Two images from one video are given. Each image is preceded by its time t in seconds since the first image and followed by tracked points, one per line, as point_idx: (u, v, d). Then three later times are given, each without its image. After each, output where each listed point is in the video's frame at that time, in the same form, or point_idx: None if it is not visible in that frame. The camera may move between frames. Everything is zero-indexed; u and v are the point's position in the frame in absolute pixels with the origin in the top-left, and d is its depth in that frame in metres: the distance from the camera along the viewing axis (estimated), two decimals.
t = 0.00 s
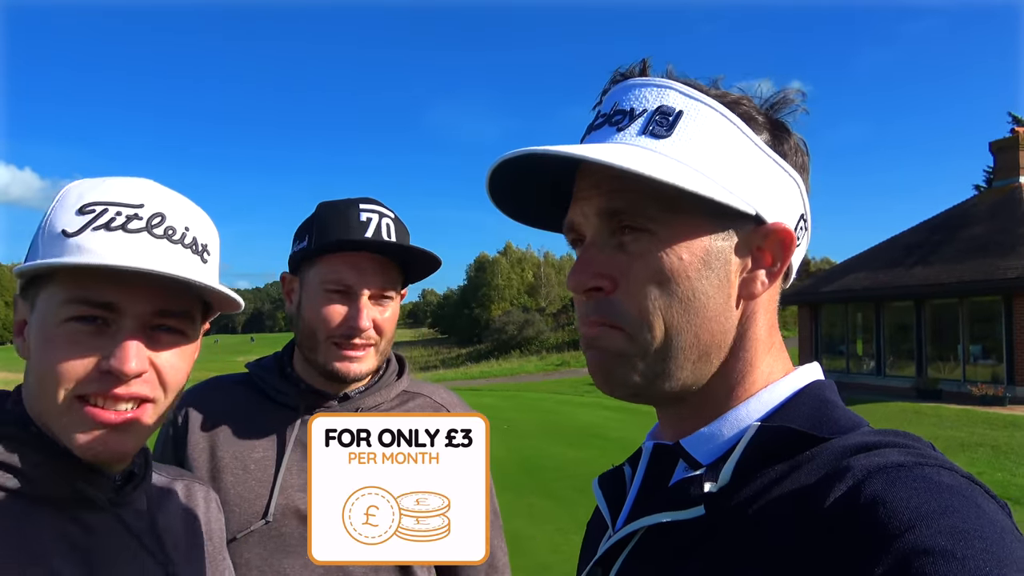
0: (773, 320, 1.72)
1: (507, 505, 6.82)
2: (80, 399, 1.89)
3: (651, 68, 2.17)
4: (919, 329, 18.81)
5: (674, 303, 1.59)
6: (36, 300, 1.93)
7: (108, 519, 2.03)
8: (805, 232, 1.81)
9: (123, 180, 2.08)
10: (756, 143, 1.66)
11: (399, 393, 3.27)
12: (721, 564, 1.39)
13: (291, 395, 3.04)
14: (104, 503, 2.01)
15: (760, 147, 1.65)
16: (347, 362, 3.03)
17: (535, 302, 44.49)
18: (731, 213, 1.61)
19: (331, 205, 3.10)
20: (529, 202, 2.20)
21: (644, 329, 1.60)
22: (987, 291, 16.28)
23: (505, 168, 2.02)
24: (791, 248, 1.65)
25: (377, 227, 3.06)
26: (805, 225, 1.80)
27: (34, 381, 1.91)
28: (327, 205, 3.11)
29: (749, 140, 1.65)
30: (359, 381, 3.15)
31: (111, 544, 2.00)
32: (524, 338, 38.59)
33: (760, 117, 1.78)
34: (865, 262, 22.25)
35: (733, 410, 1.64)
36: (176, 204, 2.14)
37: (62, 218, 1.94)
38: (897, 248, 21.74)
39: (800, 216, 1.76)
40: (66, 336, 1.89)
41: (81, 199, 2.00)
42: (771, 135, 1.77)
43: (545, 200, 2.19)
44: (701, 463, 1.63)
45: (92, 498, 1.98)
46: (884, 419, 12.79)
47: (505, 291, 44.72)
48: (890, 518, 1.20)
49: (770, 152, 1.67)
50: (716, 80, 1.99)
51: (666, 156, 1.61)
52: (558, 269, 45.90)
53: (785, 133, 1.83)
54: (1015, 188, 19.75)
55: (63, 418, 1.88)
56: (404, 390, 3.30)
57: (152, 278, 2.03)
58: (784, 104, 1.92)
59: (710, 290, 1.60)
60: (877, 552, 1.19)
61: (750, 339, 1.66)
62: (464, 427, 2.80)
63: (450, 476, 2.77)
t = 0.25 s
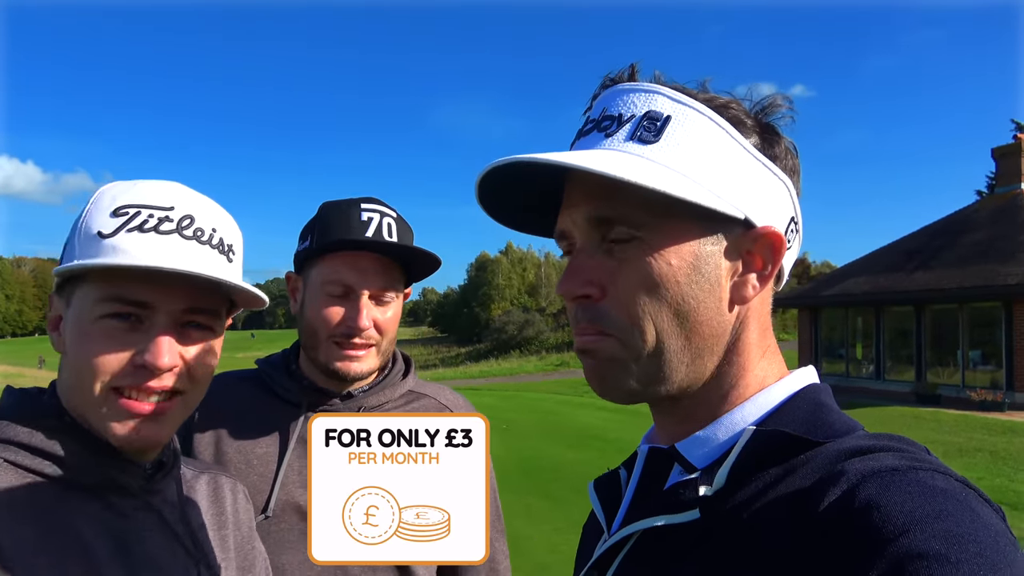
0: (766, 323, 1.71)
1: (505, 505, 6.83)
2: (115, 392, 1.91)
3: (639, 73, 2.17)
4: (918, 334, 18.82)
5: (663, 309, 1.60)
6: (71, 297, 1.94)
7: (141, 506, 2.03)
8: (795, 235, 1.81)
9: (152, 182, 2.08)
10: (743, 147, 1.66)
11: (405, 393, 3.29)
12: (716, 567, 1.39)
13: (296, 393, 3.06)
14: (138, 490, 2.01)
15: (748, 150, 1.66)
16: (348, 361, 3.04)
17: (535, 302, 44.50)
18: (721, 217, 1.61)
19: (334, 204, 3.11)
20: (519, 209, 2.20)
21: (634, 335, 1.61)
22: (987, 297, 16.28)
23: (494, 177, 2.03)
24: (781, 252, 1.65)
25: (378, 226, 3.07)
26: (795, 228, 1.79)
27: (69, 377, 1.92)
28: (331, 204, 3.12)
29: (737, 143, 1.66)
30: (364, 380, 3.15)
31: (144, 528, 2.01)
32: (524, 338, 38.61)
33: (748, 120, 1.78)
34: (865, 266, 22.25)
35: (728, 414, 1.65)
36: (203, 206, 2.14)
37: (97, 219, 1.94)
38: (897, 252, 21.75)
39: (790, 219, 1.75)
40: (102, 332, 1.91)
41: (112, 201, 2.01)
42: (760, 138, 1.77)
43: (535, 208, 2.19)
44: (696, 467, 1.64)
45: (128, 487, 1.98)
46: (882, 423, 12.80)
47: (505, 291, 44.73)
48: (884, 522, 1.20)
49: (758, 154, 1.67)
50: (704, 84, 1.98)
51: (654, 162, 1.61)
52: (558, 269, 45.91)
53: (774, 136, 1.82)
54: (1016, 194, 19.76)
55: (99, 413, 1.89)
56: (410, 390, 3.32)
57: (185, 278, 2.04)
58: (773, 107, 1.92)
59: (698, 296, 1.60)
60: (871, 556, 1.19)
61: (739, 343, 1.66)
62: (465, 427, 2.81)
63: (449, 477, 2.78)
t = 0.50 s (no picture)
0: (765, 325, 1.70)
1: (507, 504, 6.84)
2: (140, 388, 1.91)
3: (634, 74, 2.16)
4: (918, 336, 18.82)
5: (662, 316, 1.59)
6: (89, 297, 1.93)
7: (156, 502, 2.03)
8: (796, 236, 1.80)
9: (166, 182, 2.08)
10: (742, 148, 1.66)
11: (415, 391, 3.30)
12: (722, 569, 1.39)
13: (307, 390, 3.08)
14: (153, 487, 2.02)
15: (748, 151, 1.65)
16: (357, 361, 3.06)
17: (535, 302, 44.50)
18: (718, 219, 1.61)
19: (347, 204, 3.12)
20: (514, 212, 2.17)
21: (631, 341, 1.61)
22: (986, 298, 16.28)
23: (489, 179, 2.01)
24: (780, 255, 1.64)
25: (389, 226, 3.07)
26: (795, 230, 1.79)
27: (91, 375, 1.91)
28: (343, 204, 3.12)
29: (736, 144, 1.65)
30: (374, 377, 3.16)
31: (157, 525, 2.00)
32: (524, 337, 38.63)
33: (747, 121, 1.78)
34: (865, 267, 22.25)
35: (733, 415, 1.64)
36: (218, 206, 2.16)
37: (117, 218, 1.94)
38: (898, 253, 21.74)
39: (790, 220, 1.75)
40: (127, 329, 1.90)
41: (127, 200, 2.01)
42: (759, 140, 1.77)
43: (530, 210, 2.17)
44: (701, 469, 1.64)
45: (141, 484, 1.98)
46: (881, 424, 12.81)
47: (505, 290, 44.74)
48: (891, 524, 1.20)
49: (755, 154, 1.67)
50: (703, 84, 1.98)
51: (654, 165, 1.60)
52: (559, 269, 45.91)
53: (774, 136, 1.82)
54: (1016, 195, 19.74)
55: (127, 412, 1.89)
56: (421, 388, 3.33)
57: (206, 274, 2.05)
58: (773, 107, 1.91)
59: (696, 303, 1.60)
60: (878, 559, 1.19)
61: (738, 349, 1.66)
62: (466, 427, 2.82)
63: (449, 477, 2.77)
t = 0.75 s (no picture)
0: (772, 326, 1.69)
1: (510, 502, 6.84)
2: (147, 390, 1.90)
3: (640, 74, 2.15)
4: (918, 332, 18.83)
5: (667, 318, 1.59)
6: (93, 301, 1.92)
7: (156, 508, 2.02)
8: (801, 236, 1.80)
9: (168, 182, 2.07)
10: (747, 147, 1.65)
11: (428, 391, 3.29)
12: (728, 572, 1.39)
13: (321, 389, 3.08)
14: (153, 493, 2.01)
15: (754, 151, 1.65)
16: (367, 359, 3.04)
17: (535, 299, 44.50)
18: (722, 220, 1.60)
19: (366, 204, 3.13)
20: (518, 213, 2.17)
21: (638, 343, 1.60)
22: (986, 295, 16.27)
23: (494, 181, 2.00)
24: (787, 255, 1.63)
25: (406, 227, 3.06)
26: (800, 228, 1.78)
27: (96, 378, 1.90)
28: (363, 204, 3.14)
29: (742, 144, 1.65)
30: (387, 377, 3.16)
31: (157, 531, 1.99)
32: (524, 335, 38.64)
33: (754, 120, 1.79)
34: (865, 264, 22.25)
35: (741, 416, 1.64)
36: (220, 205, 2.14)
37: (119, 220, 1.93)
38: (898, 250, 21.73)
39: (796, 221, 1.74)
40: (133, 334, 1.90)
41: (128, 202, 1.99)
42: (766, 140, 1.76)
43: (536, 211, 2.16)
44: (709, 470, 1.64)
45: (142, 490, 1.97)
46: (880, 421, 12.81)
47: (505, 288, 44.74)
48: (900, 525, 1.20)
49: (761, 154, 1.66)
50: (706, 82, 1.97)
51: (659, 165, 1.61)
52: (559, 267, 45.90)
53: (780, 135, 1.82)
54: (1016, 192, 19.73)
55: (133, 417, 1.89)
56: (433, 387, 3.32)
57: (211, 276, 2.04)
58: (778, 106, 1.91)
59: (703, 305, 1.60)
60: (887, 559, 1.18)
61: (746, 350, 1.66)
62: (466, 427, 2.82)
63: (450, 477, 2.78)
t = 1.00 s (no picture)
0: (781, 323, 1.69)
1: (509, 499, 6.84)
2: (142, 389, 1.90)
3: (646, 70, 2.15)
4: (915, 329, 18.88)
5: (679, 315, 1.59)
6: (87, 297, 1.91)
7: (158, 507, 2.01)
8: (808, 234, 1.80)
9: (161, 174, 2.06)
10: (756, 145, 1.64)
11: (436, 389, 3.28)
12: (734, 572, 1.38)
13: (332, 385, 3.07)
14: (155, 492, 2.00)
15: (762, 149, 1.63)
16: (379, 357, 3.04)
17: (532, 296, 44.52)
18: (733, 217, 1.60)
19: (378, 202, 3.11)
20: (522, 209, 2.13)
21: (652, 340, 1.60)
22: (983, 292, 16.31)
23: (503, 180, 1.98)
24: (798, 253, 1.64)
25: (420, 226, 3.05)
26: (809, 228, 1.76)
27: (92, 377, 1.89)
28: (376, 202, 3.12)
29: (750, 143, 1.64)
30: (399, 375, 3.15)
31: (159, 531, 1.98)
32: (521, 332, 38.67)
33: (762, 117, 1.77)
34: (863, 261, 22.28)
35: (748, 414, 1.64)
36: (214, 196, 2.13)
37: (111, 214, 1.92)
38: (895, 248, 21.76)
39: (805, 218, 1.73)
40: (128, 329, 1.89)
41: (121, 195, 1.98)
42: (772, 136, 1.75)
43: (540, 207, 2.13)
44: (716, 468, 1.63)
45: (144, 489, 1.96)
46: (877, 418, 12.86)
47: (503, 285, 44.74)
48: (909, 524, 1.19)
49: (770, 152, 1.66)
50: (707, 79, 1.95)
51: (673, 163, 1.60)
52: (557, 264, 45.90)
53: (786, 133, 1.80)
54: (1014, 189, 19.75)
55: (130, 414, 1.88)
56: (441, 385, 3.31)
57: (204, 268, 2.02)
58: (783, 103, 1.90)
59: (716, 304, 1.60)
60: (896, 559, 1.18)
61: (756, 346, 1.66)
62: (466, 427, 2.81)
63: (450, 477, 2.77)
